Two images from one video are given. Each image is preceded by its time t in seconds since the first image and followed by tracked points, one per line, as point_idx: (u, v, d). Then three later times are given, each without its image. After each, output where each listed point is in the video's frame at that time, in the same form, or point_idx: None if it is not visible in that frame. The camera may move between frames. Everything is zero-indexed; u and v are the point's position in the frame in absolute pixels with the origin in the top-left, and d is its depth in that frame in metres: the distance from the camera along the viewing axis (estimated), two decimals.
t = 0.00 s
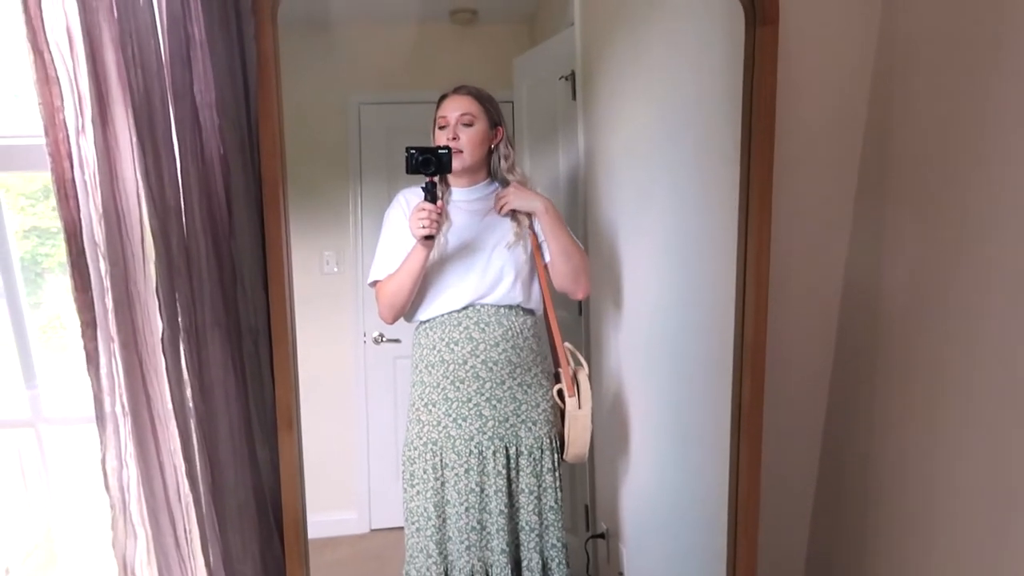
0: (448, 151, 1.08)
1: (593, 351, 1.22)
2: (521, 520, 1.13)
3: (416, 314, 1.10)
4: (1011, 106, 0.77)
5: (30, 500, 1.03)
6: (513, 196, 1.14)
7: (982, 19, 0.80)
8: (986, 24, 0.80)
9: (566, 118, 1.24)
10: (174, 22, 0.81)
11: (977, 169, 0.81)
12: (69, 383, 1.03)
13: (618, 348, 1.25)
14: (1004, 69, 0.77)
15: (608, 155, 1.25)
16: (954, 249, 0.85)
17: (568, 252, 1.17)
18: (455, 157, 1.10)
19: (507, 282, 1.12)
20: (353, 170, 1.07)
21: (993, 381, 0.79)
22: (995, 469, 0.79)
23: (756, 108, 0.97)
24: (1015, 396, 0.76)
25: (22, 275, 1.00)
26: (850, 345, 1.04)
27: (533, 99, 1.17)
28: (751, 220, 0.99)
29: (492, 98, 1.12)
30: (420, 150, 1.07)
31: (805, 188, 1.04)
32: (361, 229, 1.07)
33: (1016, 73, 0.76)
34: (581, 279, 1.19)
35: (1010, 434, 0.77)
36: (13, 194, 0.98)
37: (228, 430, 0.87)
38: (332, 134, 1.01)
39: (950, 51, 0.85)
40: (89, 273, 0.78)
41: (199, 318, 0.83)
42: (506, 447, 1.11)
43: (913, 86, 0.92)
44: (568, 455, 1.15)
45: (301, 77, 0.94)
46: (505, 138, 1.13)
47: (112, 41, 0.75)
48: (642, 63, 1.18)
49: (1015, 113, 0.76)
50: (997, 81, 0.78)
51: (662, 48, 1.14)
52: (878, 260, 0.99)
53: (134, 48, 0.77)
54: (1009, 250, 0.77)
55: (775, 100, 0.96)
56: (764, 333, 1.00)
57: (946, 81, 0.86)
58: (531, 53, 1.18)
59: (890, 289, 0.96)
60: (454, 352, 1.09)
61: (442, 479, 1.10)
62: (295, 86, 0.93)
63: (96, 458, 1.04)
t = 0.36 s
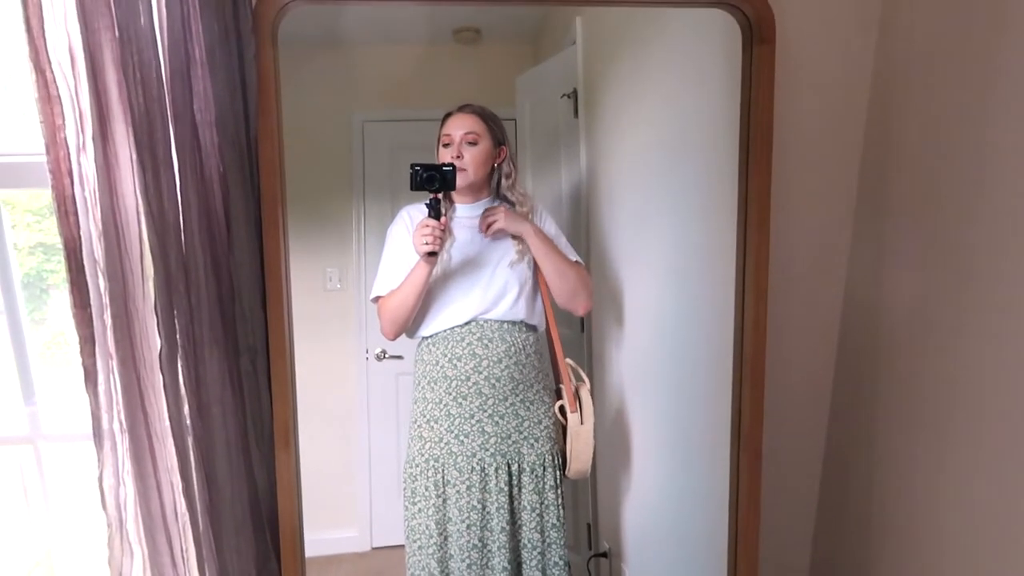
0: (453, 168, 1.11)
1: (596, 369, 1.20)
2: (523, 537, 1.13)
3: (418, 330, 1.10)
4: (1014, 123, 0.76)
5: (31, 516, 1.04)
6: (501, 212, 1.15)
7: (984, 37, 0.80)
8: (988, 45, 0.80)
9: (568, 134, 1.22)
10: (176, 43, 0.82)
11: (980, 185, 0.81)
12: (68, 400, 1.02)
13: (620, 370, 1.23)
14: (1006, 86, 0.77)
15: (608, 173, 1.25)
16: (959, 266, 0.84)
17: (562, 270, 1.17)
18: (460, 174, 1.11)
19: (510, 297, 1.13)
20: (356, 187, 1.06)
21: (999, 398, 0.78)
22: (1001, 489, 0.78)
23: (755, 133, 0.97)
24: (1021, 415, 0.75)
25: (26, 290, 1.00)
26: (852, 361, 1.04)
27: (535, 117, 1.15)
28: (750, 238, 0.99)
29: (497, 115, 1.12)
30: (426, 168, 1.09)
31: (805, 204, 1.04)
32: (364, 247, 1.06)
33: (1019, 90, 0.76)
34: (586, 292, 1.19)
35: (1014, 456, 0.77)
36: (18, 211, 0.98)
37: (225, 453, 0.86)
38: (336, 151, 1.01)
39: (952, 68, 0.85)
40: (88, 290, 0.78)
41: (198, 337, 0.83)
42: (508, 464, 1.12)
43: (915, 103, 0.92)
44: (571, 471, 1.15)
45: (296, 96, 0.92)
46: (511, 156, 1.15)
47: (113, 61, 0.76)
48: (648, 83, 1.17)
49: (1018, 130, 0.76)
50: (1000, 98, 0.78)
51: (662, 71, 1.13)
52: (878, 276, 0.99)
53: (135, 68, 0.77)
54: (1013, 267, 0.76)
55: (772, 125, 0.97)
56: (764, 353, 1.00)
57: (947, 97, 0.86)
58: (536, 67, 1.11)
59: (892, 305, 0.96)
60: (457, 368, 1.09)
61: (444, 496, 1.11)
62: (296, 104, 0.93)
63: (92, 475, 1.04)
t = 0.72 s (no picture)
0: (454, 171, 1.11)
1: (597, 372, 1.19)
2: (524, 539, 1.13)
3: (420, 332, 1.10)
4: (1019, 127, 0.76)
5: (31, 515, 1.03)
6: (497, 222, 1.14)
7: (989, 41, 0.80)
8: (991, 48, 0.80)
9: (569, 138, 1.20)
10: (180, 44, 0.82)
11: (985, 188, 0.81)
12: (69, 401, 1.02)
13: (620, 374, 1.22)
14: (1011, 89, 0.77)
15: (609, 175, 1.23)
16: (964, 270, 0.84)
17: (555, 280, 1.15)
18: (462, 177, 1.11)
19: (512, 301, 1.12)
20: (358, 188, 1.05)
21: (1004, 402, 0.78)
22: (1005, 492, 0.78)
23: (758, 136, 0.98)
24: None
25: (28, 290, 1.00)
26: (854, 364, 1.04)
27: (537, 120, 1.14)
28: (753, 240, 0.99)
29: (499, 119, 1.12)
30: (427, 172, 1.09)
31: (808, 207, 1.04)
32: (365, 250, 1.06)
33: None
34: (586, 297, 1.18)
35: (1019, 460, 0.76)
36: (20, 211, 0.98)
37: (227, 453, 0.86)
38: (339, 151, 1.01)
39: (957, 71, 0.85)
40: (91, 287, 0.78)
41: (201, 336, 0.84)
42: (509, 465, 1.12)
43: (918, 106, 0.92)
44: (572, 474, 1.15)
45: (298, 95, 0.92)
46: (514, 159, 1.14)
47: (119, 60, 0.77)
48: (650, 85, 1.16)
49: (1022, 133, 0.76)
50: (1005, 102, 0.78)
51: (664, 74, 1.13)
52: (881, 279, 0.99)
53: (140, 67, 0.78)
54: (1019, 271, 0.76)
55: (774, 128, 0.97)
56: (766, 356, 1.00)
57: (952, 100, 0.86)
58: (537, 71, 1.10)
59: (896, 309, 0.96)
60: (458, 370, 1.10)
61: (445, 498, 1.11)
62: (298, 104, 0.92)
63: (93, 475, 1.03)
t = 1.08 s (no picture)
0: (457, 169, 1.11)
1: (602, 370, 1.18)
2: (530, 538, 1.14)
3: (427, 330, 1.10)
4: None
5: (40, 510, 1.04)
6: (502, 221, 1.14)
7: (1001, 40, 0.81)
8: (1004, 46, 0.80)
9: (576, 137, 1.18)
10: (193, 43, 0.82)
11: (996, 188, 0.81)
12: (80, 397, 1.03)
13: (625, 377, 1.20)
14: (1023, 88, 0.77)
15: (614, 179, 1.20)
16: (974, 269, 0.84)
17: (555, 285, 1.15)
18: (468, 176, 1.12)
19: (517, 301, 1.13)
20: (365, 182, 1.04)
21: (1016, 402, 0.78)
22: (1017, 492, 0.78)
23: (767, 135, 0.98)
24: None
25: (37, 287, 1.01)
26: (863, 363, 1.04)
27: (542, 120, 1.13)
28: (762, 238, 1.00)
29: (505, 116, 1.11)
30: (431, 170, 1.09)
31: (817, 206, 1.04)
32: (371, 249, 1.06)
33: None
34: (586, 300, 1.17)
35: None
36: (28, 208, 0.99)
37: (239, 453, 0.87)
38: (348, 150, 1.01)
39: (968, 70, 0.86)
40: (103, 285, 0.79)
41: (213, 335, 0.84)
42: (515, 463, 1.13)
43: (928, 105, 0.92)
44: (577, 472, 1.16)
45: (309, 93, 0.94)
46: (521, 158, 1.13)
47: (132, 60, 0.77)
48: (653, 87, 1.16)
49: None
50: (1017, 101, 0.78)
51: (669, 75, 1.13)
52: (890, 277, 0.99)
53: (153, 67, 0.78)
54: None
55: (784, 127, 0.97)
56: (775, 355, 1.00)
57: (963, 100, 0.86)
58: (542, 70, 1.09)
59: (905, 308, 0.96)
60: (464, 369, 1.11)
61: (450, 496, 1.11)
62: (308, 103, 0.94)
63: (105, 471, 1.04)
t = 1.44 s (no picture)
0: (461, 173, 1.11)
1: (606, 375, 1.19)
2: (533, 542, 1.13)
3: (429, 334, 1.11)
4: None
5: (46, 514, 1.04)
6: (507, 227, 1.14)
7: (1002, 47, 0.81)
8: (1006, 53, 0.81)
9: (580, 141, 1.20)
10: (200, 50, 0.83)
11: (998, 194, 0.81)
12: (86, 401, 1.03)
13: (627, 379, 1.22)
14: None
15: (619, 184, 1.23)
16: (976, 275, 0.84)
17: (558, 292, 1.15)
18: (472, 181, 1.12)
19: (518, 308, 1.13)
20: (369, 193, 1.07)
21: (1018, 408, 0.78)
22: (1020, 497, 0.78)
23: (772, 140, 0.98)
24: None
25: (43, 292, 1.01)
26: (867, 368, 1.04)
27: (546, 125, 1.14)
28: (766, 244, 0.99)
29: (510, 122, 1.12)
30: (435, 174, 1.09)
31: (820, 211, 1.04)
32: (375, 255, 1.07)
33: None
34: (586, 309, 1.18)
35: None
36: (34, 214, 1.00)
37: (244, 458, 0.88)
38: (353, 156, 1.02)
39: (971, 77, 0.86)
40: (110, 290, 0.79)
41: (219, 339, 0.85)
42: (518, 468, 1.12)
43: (931, 111, 0.93)
44: (580, 477, 1.15)
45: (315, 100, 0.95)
46: (524, 163, 1.15)
47: (140, 66, 0.77)
48: (654, 94, 1.19)
49: None
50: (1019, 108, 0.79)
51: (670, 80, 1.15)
52: (893, 282, 0.99)
53: (160, 73, 0.79)
54: None
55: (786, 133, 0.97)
56: (779, 361, 1.00)
57: (965, 106, 0.86)
58: (547, 74, 1.10)
59: (909, 313, 0.96)
60: (468, 373, 1.10)
61: (454, 500, 1.11)
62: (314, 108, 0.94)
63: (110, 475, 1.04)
